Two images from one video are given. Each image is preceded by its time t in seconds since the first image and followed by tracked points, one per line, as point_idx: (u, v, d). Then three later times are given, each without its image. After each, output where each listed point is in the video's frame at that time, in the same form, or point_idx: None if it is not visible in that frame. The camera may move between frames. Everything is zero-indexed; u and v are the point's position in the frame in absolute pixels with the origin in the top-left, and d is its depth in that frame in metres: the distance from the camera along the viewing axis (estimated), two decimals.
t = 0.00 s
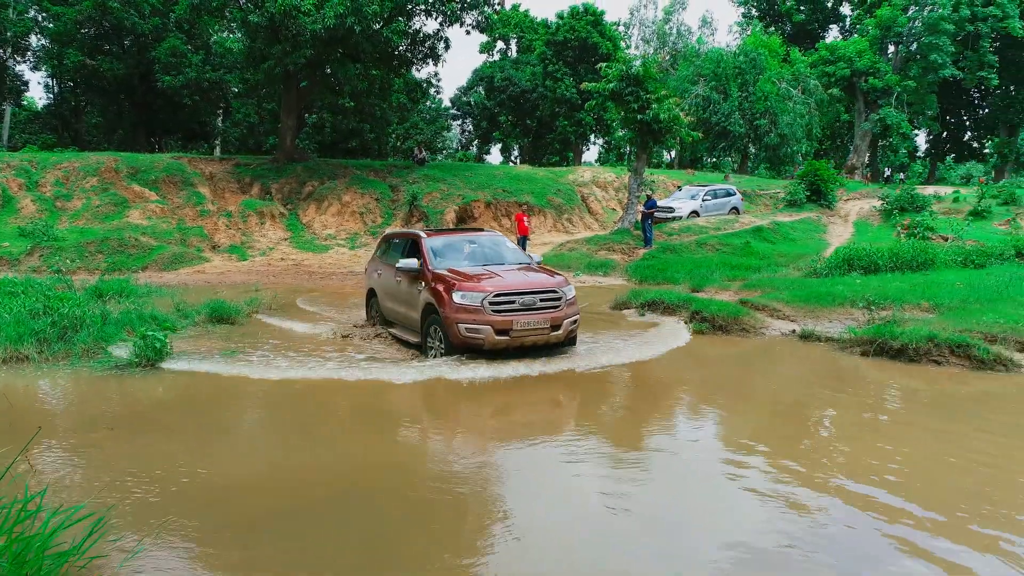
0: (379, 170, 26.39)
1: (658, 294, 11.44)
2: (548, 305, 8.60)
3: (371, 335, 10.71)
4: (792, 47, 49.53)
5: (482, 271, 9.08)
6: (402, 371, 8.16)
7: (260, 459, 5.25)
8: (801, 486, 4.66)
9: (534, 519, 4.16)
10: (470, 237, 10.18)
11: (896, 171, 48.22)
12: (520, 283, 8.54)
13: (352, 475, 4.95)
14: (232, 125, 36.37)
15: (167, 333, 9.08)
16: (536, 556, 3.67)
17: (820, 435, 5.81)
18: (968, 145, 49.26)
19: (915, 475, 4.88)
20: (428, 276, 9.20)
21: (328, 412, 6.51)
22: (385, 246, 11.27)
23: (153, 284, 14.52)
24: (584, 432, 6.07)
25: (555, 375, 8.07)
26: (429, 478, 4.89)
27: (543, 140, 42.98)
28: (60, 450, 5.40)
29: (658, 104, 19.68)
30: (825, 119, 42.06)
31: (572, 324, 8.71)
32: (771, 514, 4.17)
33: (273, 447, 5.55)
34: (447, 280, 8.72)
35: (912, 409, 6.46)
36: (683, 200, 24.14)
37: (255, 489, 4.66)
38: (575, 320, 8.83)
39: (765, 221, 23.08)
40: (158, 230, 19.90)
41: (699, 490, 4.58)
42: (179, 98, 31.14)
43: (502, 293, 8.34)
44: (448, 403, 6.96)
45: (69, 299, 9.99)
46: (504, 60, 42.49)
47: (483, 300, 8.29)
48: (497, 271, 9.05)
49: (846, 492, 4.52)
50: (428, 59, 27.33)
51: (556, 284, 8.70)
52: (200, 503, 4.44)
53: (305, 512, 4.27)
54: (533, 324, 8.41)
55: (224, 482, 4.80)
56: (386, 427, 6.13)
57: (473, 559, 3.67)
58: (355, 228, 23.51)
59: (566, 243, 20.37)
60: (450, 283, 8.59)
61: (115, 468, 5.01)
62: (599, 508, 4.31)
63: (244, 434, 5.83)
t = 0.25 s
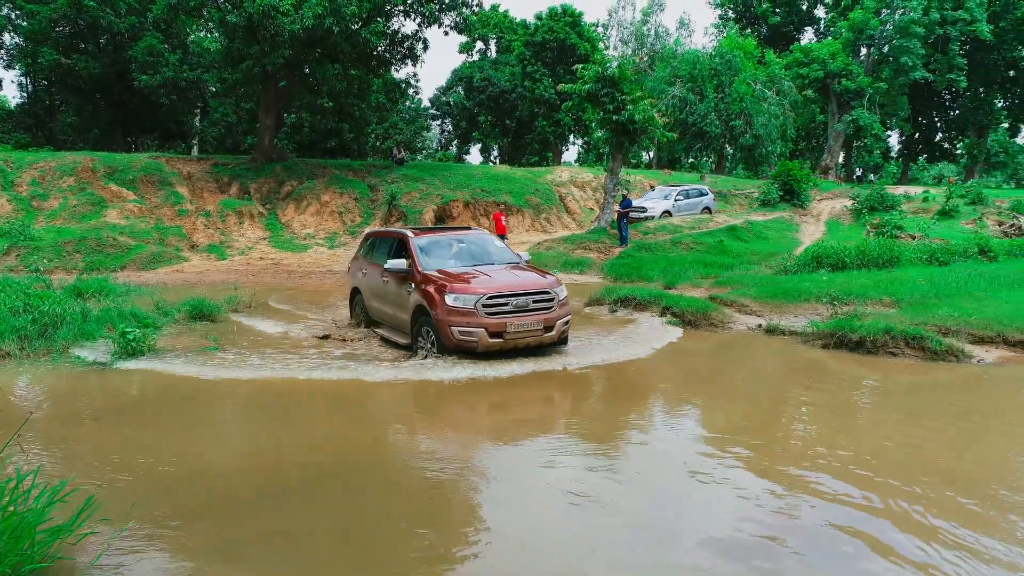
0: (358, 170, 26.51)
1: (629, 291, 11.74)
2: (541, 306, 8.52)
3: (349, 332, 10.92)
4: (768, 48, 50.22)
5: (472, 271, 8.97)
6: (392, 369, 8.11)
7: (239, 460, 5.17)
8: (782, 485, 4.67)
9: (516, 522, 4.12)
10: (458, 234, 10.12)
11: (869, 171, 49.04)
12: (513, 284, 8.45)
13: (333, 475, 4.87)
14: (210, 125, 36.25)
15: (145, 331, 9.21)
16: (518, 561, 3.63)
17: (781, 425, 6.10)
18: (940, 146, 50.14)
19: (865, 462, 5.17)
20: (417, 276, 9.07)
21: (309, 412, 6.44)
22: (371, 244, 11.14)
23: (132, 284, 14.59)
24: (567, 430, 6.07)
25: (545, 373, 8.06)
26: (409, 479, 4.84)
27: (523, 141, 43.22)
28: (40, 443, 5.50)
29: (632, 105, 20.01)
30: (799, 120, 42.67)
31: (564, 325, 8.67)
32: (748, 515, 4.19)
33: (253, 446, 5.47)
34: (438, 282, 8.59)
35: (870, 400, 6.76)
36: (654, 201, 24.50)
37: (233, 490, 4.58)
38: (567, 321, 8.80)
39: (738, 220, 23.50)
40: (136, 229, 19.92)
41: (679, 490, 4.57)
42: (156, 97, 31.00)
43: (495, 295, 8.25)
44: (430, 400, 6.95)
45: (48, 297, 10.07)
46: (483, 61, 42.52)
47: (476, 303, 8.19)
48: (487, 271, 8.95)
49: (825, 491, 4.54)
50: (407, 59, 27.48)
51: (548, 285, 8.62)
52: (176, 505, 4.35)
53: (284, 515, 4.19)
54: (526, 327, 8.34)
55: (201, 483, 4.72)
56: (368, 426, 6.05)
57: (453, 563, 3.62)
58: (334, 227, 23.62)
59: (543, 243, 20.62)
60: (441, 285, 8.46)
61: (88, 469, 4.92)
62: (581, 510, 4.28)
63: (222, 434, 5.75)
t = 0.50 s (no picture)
0: (328, 169, 26.57)
1: (593, 287, 12.06)
2: (530, 305, 8.60)
3: (319, 329, 11.12)
4: (735, 50, 51.07)
5: (459, 268, 9.02)
6: (380, 368, 8.12)
7: (222, 461, 5.08)
8: (755, 483, 4.75)
9: (502, 522, 4.11)
10: (447, 231, 10.20)
11: (833, 171, 50.09)
12: (503, 282, 8.51)
13: (320, 475, 4.84)
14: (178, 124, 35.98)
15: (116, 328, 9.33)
16: (512, 561, 3.62)
17: (730, 414, 6.45)
18: (901, 147, 51.32)
19: (805, 447, 5.52)
20: (403, 273, 9.07)
21: (283, 411, 6.38)
22: (352, 240, 11.10)
23: (100, 282, 14.60)
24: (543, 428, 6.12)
25: (530, 370, 8.16)
26: (390, 475, 4.87)
27: (493, 141, 43.49)
28: (12, 438, 5.51)
29: (599, 106, 20.40)
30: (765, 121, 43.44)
31: (552, 324, 8.77)
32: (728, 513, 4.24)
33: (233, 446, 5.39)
34: (427, 279, 8.61)
35: (816, 390, 7.14)
36: (618, 200, 24.93)
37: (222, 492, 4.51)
38: (554, 320, 8.89)
39: (703, 219, 24.02)
40: (103, 229, 19.83)
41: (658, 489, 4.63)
42: (123, 96, 30.72)
43: (485, 292, 8.30)
44: (407, 398, 6.97)
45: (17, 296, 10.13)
46: (454, 61, 42.67)
47: (466, 300, 8.23)
48: (473, 269, 8.99)
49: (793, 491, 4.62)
50: (377, 59, 27.62)
51: (538, 284, 8.70)
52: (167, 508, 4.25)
53: (281, 516, 4.15)
54: (515, 325, 8.40)
55: (187, 486, 4.62)
56: (345, 425, 6.04)
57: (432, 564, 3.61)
58: (304, 226, 23.70)
59: (512, 242, 20.91)
60: (430, 282, 8.48)
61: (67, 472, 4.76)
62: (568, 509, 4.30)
63: (201, 435, 5.64)
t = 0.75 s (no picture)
0: (294, 168, 26.52)
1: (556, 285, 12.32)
2: (515, 304, 8.65)
3: (286, 328, 11.24)
4: (699, 52, 51.81)
5: (443, 266, 9.01)
6: (363, 368, 8.07)
7: (205, 464, 5.01)
8: (716, 478, 4.86)
9: (477, 520, 4.17)
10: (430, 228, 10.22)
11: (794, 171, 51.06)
12: (489, 281, 8.53)
13: (312, 475, 4.86)
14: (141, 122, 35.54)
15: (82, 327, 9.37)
16: (480, 561, 3.65)
17: (680, 405, 6.77)
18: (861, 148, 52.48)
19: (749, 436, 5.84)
20: (386, 271, 9.02)
21: (256, 413, 6.30)
22: (331, 238, 11.01)
23: (63, 282, 14.52)
24: (525, 426, 6.17)
25: (513, 368, 8.21)
26: (359, 473, 4.91)
27: (461, 140, 43.63)
28: None
29: (563, 107, 20.72)
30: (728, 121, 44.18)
31: (536, 322, 8.83)
32: (688, 507, 4.38)
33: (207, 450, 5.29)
34: (412, 277, 8.57)
35: (764, 381, 7.49)
36: (580, 200, 25.30)
37: (210, 494, 4.45)
38: (537, 319, 8.96)
39: (666, 218, 24.47)
40: (65, 229, 19.63)
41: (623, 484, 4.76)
42: (84, 94, 30.29)
43: (472, 291, 8.32)
44: (389, 399, 6.94)
45: None
46: (421, 60, 42.71)
47: (452, 299, 8.23)
48: (456, 267, 9.00)
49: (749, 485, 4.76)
50: (343, 59, 27.65)
51: (523, 283, 8.75)
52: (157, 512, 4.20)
53: (274, 517, 4.16)
54: (501, 324, 8.44)
55: (172, 490, 4.53)
56: (316, 425, 6.02)
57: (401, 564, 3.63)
58: (269, 226, 23.66)
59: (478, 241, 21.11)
60: (415, 280, 8.45)
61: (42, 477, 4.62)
62: (544, 506, 4.37)
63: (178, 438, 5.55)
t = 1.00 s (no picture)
0: (244, 167, 26.31)
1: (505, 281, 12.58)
2: (490, 301, 8.77)
3: (236, 326, 11.30)
4: (650, 54, 52.62)
5: (413, 264, 8.99)
6: (338, 368, 8.05)
7: (181, 469, 4.89)
8: (661, 468, 5.01)
9: (428, 511, 4.25)
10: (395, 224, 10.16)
11: (742, 171, 52.21)
12: (464, 279, 8.61)
13: (265, 473, 4.84)
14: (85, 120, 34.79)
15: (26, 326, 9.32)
16: (431, 552, 3.69)
17: (620, 393, 7.11)
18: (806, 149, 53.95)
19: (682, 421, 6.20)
20: (356, 270, 8.94)
21: (225, 417, 6.18)
22: (292, 237, 10.82)
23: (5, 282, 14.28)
24: (500, 421, 6.25)
25: (488, 365, 8.29)
26: (311, 468, 4.94)
27: (415, 140, 43.68)
28: None
29: (513, 107, 21.05)
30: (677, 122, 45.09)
31: (509, 319, 8.99)
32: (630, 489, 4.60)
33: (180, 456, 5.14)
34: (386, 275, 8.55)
35: (700, 369, 7.88)
36: (528, 199, 25.67)
37: (193, 499, 4.35)
38: (510, 316, 9.12)
39: (615, 217, 24.97)
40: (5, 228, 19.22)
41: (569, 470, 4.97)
42: (24, 91, 29.55)
43: (449, 289, 8.38)
44: (364, 398, 6.90)
45: None
46: (374, 60, 42.63)
47: (428, 298, 8.26)
48: (428, 265, 9.01)
49: (687, 467, 5.01)
50: (294, 58, 27.54)
51: (497, 281, 8.87)
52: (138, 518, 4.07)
53: (243, 516, 4.14)
54: (477, 322, 8.55)
55: (153, 496, 4.39)
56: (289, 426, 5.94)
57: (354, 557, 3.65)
58: (219, 225, 23.46)
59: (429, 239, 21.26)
60: (389, 279, 8.43)
61: (8, 489, 4.43)
62: (506, 496, 4.47)
63: (145, 446, 5.38)
